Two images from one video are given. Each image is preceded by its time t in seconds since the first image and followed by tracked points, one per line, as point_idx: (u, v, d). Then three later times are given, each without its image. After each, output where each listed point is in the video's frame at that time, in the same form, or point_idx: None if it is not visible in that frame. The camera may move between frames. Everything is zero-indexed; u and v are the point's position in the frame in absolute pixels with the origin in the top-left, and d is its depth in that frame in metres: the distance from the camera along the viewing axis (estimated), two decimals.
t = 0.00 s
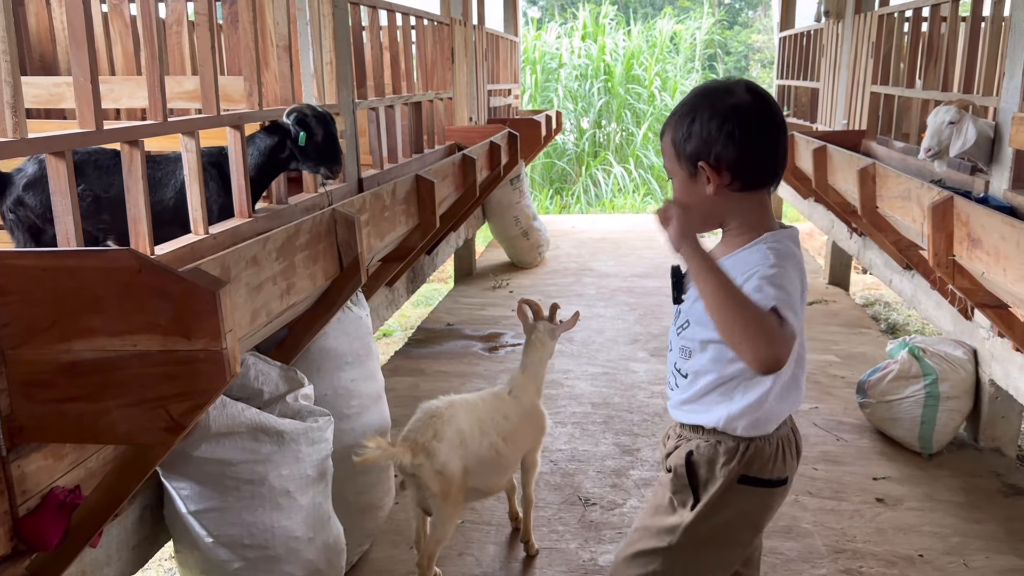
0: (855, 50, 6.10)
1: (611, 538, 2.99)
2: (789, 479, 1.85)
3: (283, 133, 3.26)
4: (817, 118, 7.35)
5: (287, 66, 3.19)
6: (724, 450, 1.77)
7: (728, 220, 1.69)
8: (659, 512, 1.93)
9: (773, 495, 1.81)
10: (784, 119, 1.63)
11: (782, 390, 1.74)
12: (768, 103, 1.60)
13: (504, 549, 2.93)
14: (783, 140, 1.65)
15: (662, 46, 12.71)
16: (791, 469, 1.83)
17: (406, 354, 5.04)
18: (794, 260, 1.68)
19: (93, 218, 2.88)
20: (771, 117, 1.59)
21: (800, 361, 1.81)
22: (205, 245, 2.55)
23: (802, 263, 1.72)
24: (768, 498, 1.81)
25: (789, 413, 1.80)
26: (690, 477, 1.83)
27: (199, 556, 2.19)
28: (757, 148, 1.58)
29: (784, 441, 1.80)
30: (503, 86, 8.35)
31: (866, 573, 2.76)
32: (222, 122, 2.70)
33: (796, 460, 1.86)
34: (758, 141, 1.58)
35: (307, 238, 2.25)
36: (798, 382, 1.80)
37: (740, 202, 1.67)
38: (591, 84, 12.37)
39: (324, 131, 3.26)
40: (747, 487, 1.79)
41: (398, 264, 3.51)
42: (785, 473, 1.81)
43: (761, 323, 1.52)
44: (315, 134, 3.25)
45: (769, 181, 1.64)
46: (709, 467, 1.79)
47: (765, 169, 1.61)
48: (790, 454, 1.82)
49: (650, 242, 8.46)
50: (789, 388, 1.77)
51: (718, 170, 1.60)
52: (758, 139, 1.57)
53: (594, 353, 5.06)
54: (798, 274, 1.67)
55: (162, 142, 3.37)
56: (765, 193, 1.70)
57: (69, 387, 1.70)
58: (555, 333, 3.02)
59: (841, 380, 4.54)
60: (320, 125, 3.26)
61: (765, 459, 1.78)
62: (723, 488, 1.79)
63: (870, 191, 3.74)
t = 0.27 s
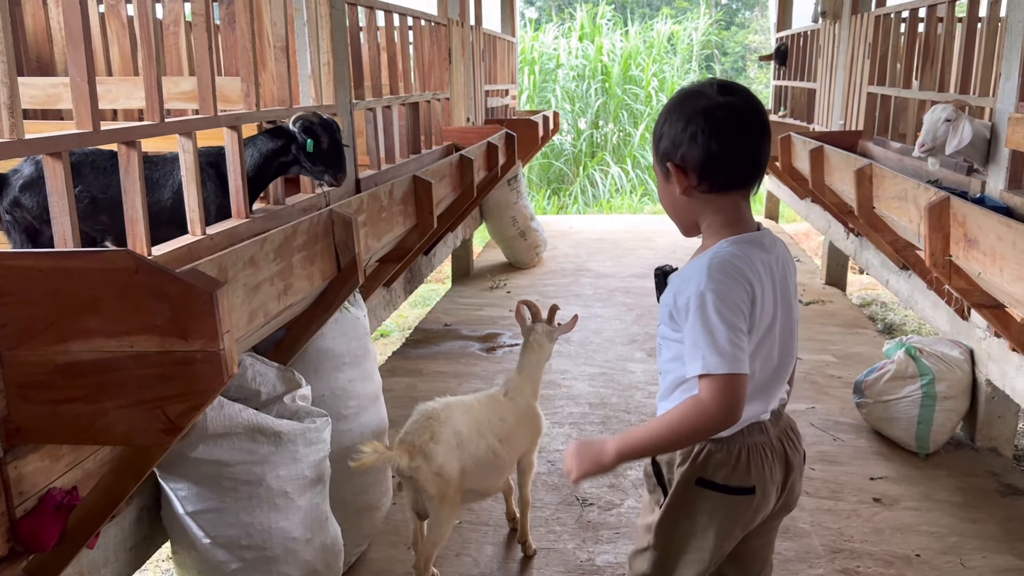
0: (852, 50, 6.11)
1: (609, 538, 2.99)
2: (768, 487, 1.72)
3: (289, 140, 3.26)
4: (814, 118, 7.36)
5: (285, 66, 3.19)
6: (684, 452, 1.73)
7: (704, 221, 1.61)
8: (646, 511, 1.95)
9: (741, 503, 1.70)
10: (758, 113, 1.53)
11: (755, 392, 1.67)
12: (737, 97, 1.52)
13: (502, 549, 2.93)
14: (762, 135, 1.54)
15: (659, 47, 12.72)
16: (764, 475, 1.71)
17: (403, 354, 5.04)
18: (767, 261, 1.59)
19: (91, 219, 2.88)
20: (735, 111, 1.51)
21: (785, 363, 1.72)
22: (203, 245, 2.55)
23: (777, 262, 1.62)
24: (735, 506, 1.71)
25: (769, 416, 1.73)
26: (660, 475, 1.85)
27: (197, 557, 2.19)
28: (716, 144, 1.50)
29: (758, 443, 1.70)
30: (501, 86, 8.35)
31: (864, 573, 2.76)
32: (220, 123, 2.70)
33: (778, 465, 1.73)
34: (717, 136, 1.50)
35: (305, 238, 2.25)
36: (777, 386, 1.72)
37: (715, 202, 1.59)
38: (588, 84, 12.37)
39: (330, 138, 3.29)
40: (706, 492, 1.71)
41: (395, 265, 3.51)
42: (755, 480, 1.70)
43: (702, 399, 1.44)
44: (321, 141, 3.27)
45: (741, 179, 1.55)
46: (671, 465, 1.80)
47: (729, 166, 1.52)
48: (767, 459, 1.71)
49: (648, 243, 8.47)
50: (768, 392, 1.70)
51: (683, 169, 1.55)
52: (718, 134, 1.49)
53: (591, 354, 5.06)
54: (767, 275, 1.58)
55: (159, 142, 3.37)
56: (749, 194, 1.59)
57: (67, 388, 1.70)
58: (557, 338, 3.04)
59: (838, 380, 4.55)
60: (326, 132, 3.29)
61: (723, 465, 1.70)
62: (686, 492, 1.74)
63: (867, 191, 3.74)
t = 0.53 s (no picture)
0: (850, 51, 6.11)
1: (608, 540, 2.99)
2: (733, 487, 1.73)
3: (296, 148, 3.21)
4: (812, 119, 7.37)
5: (282, 67, 3.19)
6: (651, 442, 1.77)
7: (671, 215, 1.71)
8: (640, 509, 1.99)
9: (702, 499, 1.72)
10: (712, 107, 1.59)
11: (719, 388, 1.70)
12: (688, 93, 1.60)
13: (500, 551, 2.92)
14: (719, 129, 1.61)
15: (657, 47, 12.72)
16: (727, 474, 1.72)
17: (402, 355, 5.03)
18: (719, 256, 1.64)
19: (89, 220, 2.87)
20: (684, 106, 1.58)
21: (759, 357, 1.73)
22: (201, 246, 2.54)
23: (737, 258, 1.66)
24: (696, 501, 1.73)
25: (738, 413, 1.73)
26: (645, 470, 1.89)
27: (195, 559, 2.19)
28: (668, 141, 1.60)
29: (722, 441, 1.72)
30: (499, 86, 8.35)
31: (862, 573, 2.76)
32: (217, 124, 2.69)
33: (744, 467, 1.74)
34: (667, 132, 1.59)
35: (303, 239, 2.25)
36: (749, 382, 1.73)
37: (678, 195, 1.67)
38: (586, 84, 12.37)
39: (334, 145, 3.24)
40: (669, 484, 1.75)
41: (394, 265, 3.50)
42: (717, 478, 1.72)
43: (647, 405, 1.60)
44: (325, 148, 3.23)
45: (700, 172, 1.63)
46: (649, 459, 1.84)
47: (683, 161, 1.61)
48: (732, 458, 1.72)
49: (646, 243, 8.47)
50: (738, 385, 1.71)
51: (643, 164, 1.66)
52: (668, 131, 1.59)
53: (590, 354, 5.06)
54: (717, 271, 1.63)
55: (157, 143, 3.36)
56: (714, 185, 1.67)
57: (64, 390, 1.69)
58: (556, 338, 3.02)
59: (836, 381, 4.55)
60: (331, 139, 3.24)
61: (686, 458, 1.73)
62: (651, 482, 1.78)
63: (865, 192, 3.74)
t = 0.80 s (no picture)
0: (848, 52, 6.11)
1: (606, 542, 2.98)
2: (702, 476, 1.72)
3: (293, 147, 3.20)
4: (810, 120, 7.37)
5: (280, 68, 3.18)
6: (626, 428, 1.80)
7: (666, 214, 1.72)
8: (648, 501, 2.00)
9: (668, 484, 1.73)
10: (708, 110, 1.59)
11: (684, 383, 1.70)
12: (685, 95, 1.61)
13: (499, 553, 2.91)
14: (715, 132, 1.61)
15: (655, 47, 12.72)
16: (696, 463, 1.71)
17: (400, 356, 5.03)
18: (690, 255, 1.66)
19: (85, 222, 2.86)
20: (680, 107, 1.60)
21: (736, 359, 1.71)
22: (198, 248, 2.54)
23: (715, 260, 1.68)
24: (664, 486, 1.74)
25: (715, 409, 1.70)
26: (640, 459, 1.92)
27: (192, 562, 2.18)
28: (661, 140, 1.61)
29: (693, 432, 1.71)
30: (497, 87, 8.34)
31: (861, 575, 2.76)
32: (215, 125, 2.68)
33: (714, 457, 1.72)
34: (660, 131, 1.61)
35: (300, 241, 2.24)
36: (724, 382, 1.70)
37: (671, 197, 1.68)
38: (586, 85, 12.37)
39: (333, 146, 3.24)
40: (643, 468, 1.77)
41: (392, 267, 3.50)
42: (682, 465, 1.72)
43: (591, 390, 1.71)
44: (324, 150, 3.23)
45: (693, 175, 1.63)
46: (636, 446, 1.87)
47: (674, 162, 1.61)
48: (701, 447, 1.71)
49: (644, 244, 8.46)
50: (711, 384, 1.70)
51: (640, 164, 1.68)
52: (663, 131, 1.60)
53: (588, 355, 5.05)
54: (684, 267, 1.66)
55: (154, 144, 3.35)
56: (710, 189, 1.66)
57: (59, 393, 1.68)
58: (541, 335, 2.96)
59: (835, 382, 4.54)
60: (329, 140, 3.24)
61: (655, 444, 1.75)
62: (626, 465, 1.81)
63: (864, 192, 3.74)
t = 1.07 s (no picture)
0: (847, 53, 6.11)
1: (604, 545, 2.97)
2: (689, 479, 1.78)
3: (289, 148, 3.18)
4: (809, 121, 7.37)
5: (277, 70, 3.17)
6: (629, 428, 1.89)
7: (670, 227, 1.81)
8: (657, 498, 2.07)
9: (657, 483, 1.81)
10: (704, 140, 1.67)
11: (673, 387, 1.77)
12: (687, 122, 1.68)
13: (496, 556, 2.90)
14: (713, 160, 1.68)
15: (654, 48, 12.73)
16: (682, 466, 1.77)
17: (398, 358, 5.02)
18: (677, 267, 1.73)
19: (81, 224, 2.85)
20: (680, 134, 1.68)
21: (726, 368, 1.74)
22: (194, 251, 2.53)
23: (706, 269, 1.73)
24: (654, 485, 1.82)
25: (703, 414, 1.75)
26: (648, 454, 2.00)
27: (188, 566, 2.17)
28: (661, 163, 1.71)
29: (681, 437, 1.78)
30: (496, 88, 8.34)
31: None
32: (211, 127, 2.67)
33: (699, 463, 1.77)
34: (660, 155, 1.71)
35: (296, 244, 2.23)
36: (711, 391, 1.74)
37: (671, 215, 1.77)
38: (585, 85, 12.36)
39: (330, 149, 3.22)
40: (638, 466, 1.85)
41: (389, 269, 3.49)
42: (669, 467, 1.78)
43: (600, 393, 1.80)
44: (321, 152, 3.20)
45: (689, 198, 1.72)
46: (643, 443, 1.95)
47: (670, 186, 1.72)
48: (687, 452, 1.77)
49: (643, 245, 8.46)
50: (697, 391, 1.75)
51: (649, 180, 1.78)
52: (661, 156, 1.70)
53: (586, 357, 5.05)
54: (669, 279, 1.73)
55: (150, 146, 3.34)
56: (709, 211, 1.74)
57: (54, 398, 1.67)
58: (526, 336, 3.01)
59: (833, 383, 4.53)
60: (326, 143, 3.22)
61: (649, 445, 1.83)
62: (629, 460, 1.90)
63: (862, 194, 3.73)
